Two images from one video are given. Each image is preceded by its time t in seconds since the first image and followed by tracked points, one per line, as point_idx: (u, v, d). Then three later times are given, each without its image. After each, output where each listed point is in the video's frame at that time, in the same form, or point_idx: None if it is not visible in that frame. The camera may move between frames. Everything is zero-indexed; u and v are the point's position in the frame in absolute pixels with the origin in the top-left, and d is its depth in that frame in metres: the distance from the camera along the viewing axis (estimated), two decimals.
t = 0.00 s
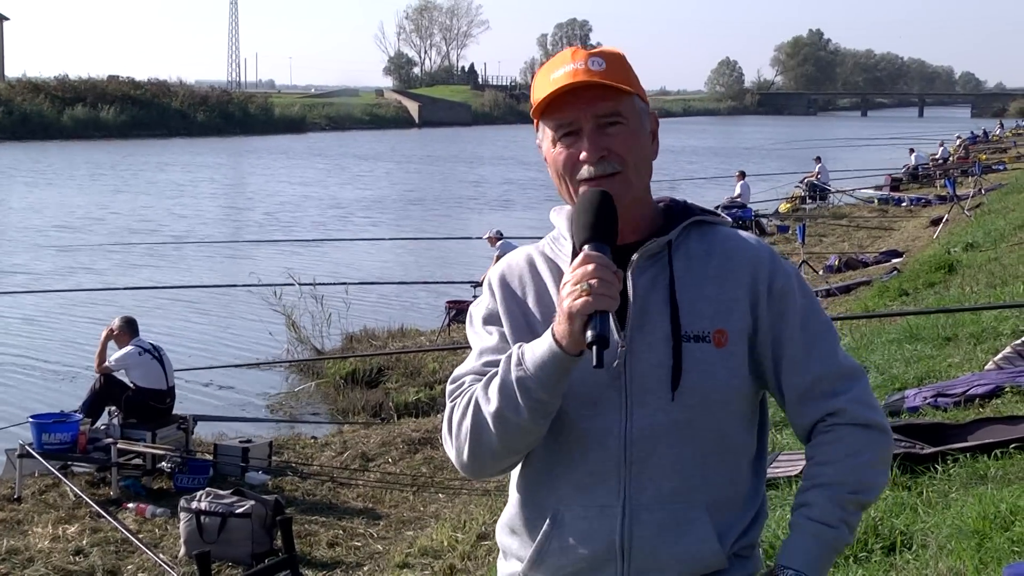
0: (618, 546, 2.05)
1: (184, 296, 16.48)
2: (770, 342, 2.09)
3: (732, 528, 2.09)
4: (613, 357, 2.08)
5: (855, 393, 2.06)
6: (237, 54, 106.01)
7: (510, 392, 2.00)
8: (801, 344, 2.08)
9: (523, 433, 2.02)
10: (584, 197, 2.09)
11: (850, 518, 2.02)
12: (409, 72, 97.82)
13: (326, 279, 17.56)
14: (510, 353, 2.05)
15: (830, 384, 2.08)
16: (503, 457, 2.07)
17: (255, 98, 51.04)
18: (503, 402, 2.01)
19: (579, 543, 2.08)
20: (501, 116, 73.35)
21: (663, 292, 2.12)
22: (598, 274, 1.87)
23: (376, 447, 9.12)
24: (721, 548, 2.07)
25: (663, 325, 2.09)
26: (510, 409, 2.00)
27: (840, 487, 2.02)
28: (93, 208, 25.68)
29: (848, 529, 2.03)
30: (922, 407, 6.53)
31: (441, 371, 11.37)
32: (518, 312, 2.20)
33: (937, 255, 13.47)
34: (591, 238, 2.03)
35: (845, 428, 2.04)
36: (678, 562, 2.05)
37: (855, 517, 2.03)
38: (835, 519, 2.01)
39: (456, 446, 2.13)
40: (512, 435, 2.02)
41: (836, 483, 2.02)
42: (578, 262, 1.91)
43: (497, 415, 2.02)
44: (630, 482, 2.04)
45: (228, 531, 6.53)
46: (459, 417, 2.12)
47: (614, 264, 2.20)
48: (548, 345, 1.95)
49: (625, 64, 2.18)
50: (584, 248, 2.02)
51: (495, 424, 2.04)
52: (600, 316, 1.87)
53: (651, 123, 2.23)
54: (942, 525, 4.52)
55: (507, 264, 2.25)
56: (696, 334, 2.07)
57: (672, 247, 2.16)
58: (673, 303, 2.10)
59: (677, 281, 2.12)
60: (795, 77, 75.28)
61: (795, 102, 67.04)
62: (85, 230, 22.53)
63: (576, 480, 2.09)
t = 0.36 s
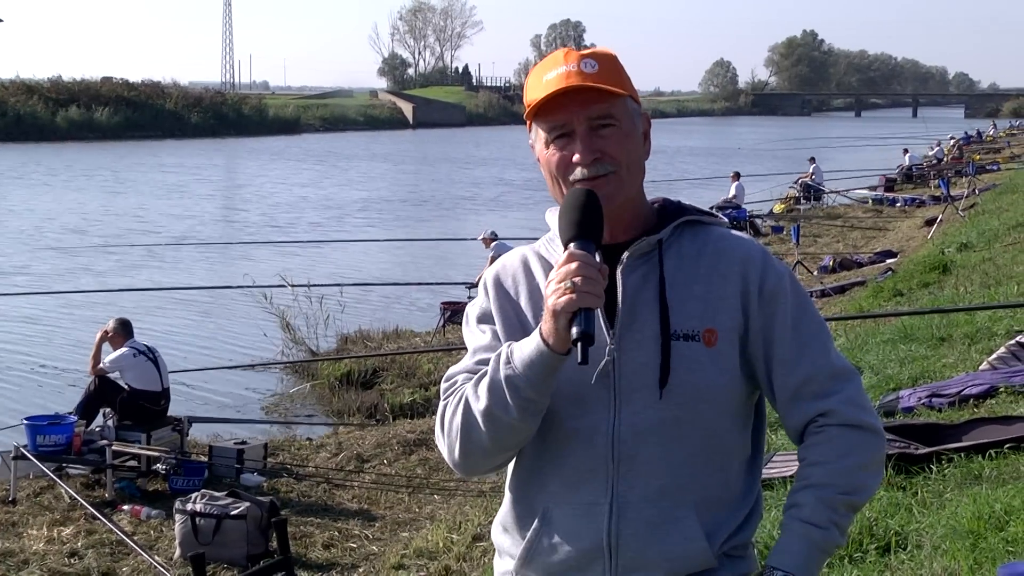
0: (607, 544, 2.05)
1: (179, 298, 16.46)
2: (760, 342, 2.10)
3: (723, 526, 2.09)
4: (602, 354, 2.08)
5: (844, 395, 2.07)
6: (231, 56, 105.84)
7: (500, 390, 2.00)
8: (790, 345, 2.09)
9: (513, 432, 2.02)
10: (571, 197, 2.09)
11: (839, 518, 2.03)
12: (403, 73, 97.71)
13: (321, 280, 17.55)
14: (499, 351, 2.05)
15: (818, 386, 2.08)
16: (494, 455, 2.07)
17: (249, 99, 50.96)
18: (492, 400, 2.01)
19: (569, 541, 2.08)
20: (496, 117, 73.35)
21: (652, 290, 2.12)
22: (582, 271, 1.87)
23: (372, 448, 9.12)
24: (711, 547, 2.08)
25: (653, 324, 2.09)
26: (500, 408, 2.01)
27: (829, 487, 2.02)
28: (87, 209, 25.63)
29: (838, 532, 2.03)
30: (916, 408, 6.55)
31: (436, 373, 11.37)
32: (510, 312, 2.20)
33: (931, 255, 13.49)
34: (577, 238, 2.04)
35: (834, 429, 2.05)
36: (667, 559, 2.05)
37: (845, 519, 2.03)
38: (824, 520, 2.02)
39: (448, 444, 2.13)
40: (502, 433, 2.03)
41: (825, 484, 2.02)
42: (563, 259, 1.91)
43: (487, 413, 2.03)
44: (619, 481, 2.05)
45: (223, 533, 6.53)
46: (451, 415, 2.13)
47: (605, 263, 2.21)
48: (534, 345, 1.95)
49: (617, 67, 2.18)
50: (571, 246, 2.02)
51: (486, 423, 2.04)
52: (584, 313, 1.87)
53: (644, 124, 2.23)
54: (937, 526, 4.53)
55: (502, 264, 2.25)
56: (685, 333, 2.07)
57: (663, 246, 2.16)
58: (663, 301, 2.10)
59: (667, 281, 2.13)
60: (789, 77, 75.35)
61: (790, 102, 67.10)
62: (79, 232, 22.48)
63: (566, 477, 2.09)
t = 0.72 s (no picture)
0: (609, 546, 2.06)
1: (175, 302, 16.45)
2: (758, 347, 2.11)
3: (723, 529, 2.10)
4: (603, 357, 2.09)
5: (842, 398, 2.08)
6: (228, 59, 105.67)
7: (504, 389, 2.01)
8: (789, 347, 2.10)
9: (517, 431, 2.03)
10: (572, 196, 2.11)
11: (840, 519, 2.04)
12: (400, 77, 97.68)
13: (318, 284, 17.54)
14: (502, 353, 2.06)
15: (816, 389, 2.10)
16: (497, 457, 2.08)
17: (245, 103, 50.95)
18: (497, 400, 2.02)
19: (571, 542, 2.09)
20: (493, 121, 73.37)
21: (653, 293, 2.13)
22: (588, 266, 1.88)
23: (368, 452, 9.12)
24: (712, 548, 2.09)
25: (653, 327, 2.10)
26: (505, 407, 2.01)
27: (829, 488, 2.03)
28: (84, 213, 25.61)
29: (840, 533, 2.04)
30: (913, 411, 6.56)
31: (433, 376, 11.39)
32: (510, 316, 2.21)
33: (928, 259, 13.50)
34: (580, 235, 2.05)
35: (834, 431, 2.06)
36: (668, 560, 2.06)
37: (845, 519, 2.05)
38: (826, 519, 2.02)
39: (451, 447, 2.14)
40: (507, 433, 2.03)
41: (826, 485, 2.03)
42: (568, 256, 1.93)
43: (491, 413, 2.03)
44: (621, 481, 2.06)
45: (220, 537, 6.53)
46: (453, 420, 2.14)
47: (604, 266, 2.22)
48: (540, 343, 1.96)
49: (613, 70, 2.20)
50: (573, 244, 2.03)
51: (490, 425, 2.04)
52: (591, 307, 1.88)
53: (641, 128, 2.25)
54: (934, 529, 4.54)
55: (500, 271, 2.27)
56: (685, 335, 2.09)
57: (663, 250, 2.17)
58: (663, 303, 2.12)
59: (667, 284, 2.14)
60: (786, 81, 75.41)
61: (787, 106, 67.16)
62: (76, 235, 22.47)
63: (568, 480, 2.10)
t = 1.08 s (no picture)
0: (612, 544, 2.06)
1: (175, 298, 16.46)
2: (759, 344, 2.12)
3: (725, 526, 2.11)
4: (602, 356, 2.09)
5: (843, 395, 2.09)
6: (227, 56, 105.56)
7: (499, 390, 2.01)
8: (790, 344, 2.11)
9: (512, 433, 2.03)
10: (568, 200, 2.11)
11: (845, 514, 2.04)
12: (399, 73, 97.52)
13: (317, 280, 17.54)
14: (498, 354, 2.07)
15: (818, 386, 2.10)
16: (493, 459, 2.08)
17: (244, 100, 50.92)
18: (492, 401, 2.02)
19: (571, 540, 2.09)
20: (492, 116, 73.33)
21: (652, 291, 2.14)
22: (583, 270, 1.89)
23: (368, 448, 9.14)
24: (714, 545, 2.09)
25: (652, 326, 2.10)
26: (499, 408, 2.02)
27: (835, 484, 2.03)
28: (83, 209, 25.59)
29: (845, 529, 2.04)
30: (913, 405, 6.56)
31: (433, 372, 11.41)
32: (505, 316, 2.22)
33: (927, 254, 13.50)
34: (575, 236, 2.05)
35: (838, 427, 2.06)
36: (672, 558, 2.06)
37: (851, 514, 2.05)
38: (832, 515, 2.03)
39: (446, 448, 2.14)
40: (502, 436, 2.03)
41: (831, 481, 2.03)
42: (563, 260, 1.93)
43: (485, 415, 2.03)
44: (623, 478, 2.05)
45: (221, 533, 6.53)
46: (448, 421, 2.14)
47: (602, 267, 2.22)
48: (534, 345, 1.96)
49: (613, 70, 2.20)
50: (567, 246, 2.04)
51: (485, 427, 2.05)
52: (583, 310, 1.89)
53: (638, 128, 2.25)
54: (934, 523, 4.55)
55: (495, 272, 2.27)
56: (685, 333, 2.09)
57: (661, 249, 2.17)
58: (663, 301, 2.12)
59: (665, 282, 2.14)
60: (785, 76, 75.37)
61: (786, 102, 67.14)
62: (75, 232, 22.46)
63: (569, 477, 2.10)
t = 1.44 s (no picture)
0: (611, 544, 2.06)
1: (177, 296, 16.46)
2: (759, 342, 2.11)
3: (724, 525, 2.11)
4: (602, 357, 2.09)
5: (843, 393, 2.08)
6: (228, 53, 105.42)
7: (499, 393, 2.01)
8: (791, 341, 2.10)
9: (512, 435, 2.03)
10: (570, 201, 2.11)
11: (844, 517, 2.04)
12: (401, 71, 97.41)
13: (319, 279, 17.54)
14: (498, 356, 2.06)
15: (818, 384, 2.09)
16: (493, 459, 2.08)
17: (246, 98, 50.93)
18: (492, 405, 2.02)
19: (571, 539, 2.09)
20: (494, 115, 73.31)
21: (653, 290, 2.13)
22: (583, 275, 1.88)
23: (370, 446, 9.14)
24: (714, 545, 2.09)
25: (653, 325, 2.10)
26: (499, 411, 2.01)
27: (833, 486, 2.03)
28: (85, 208, 25.59)
29: (845, 531, 2.05)
30: (915, 403, 6.55)
31: (435, 370, 11.41)
32: (507, 313, 2.21)
33: (929, 251, 13.49)
34: (576, 237, 2.04)
35: (836, 427, 2.06)
36: (672, 558, 2.05)
37: (850, 516, 2.05)
38: (831, 520, 2.03)
39: (446, 448, 2.14)
40: (502, 436, 2.03)
41: (830, 484, 2.03)
42: (563, 264, 1.92)
43: (486, 417, 2.03)
44: (622, 477, 2.05)
45: (222, 532, 6.53)
46: (448, 422, 2.13)
47: (603, 265, 2.21)
48: (533, 349, 1.96)
49: (613, 64, 2.20)
50: (568, 248, 2.03)
51: (486, 427, 2.04)
52: (583, 316, 1.88)
53: (640, 123, 2.24)
54: (935, 521, 4.54)
55: (497, 270, 2.26)
56: (686, 332, 2.08)
57: (662, 247, 2.17)
58: (663, 300, 2.11)
59: (665, 281, 2.13)
60: (787, 74, 75.32)
61: (788, 100, 67.15)
62: (77, 230, 22.46)
63: (569, 476, 2.10)
